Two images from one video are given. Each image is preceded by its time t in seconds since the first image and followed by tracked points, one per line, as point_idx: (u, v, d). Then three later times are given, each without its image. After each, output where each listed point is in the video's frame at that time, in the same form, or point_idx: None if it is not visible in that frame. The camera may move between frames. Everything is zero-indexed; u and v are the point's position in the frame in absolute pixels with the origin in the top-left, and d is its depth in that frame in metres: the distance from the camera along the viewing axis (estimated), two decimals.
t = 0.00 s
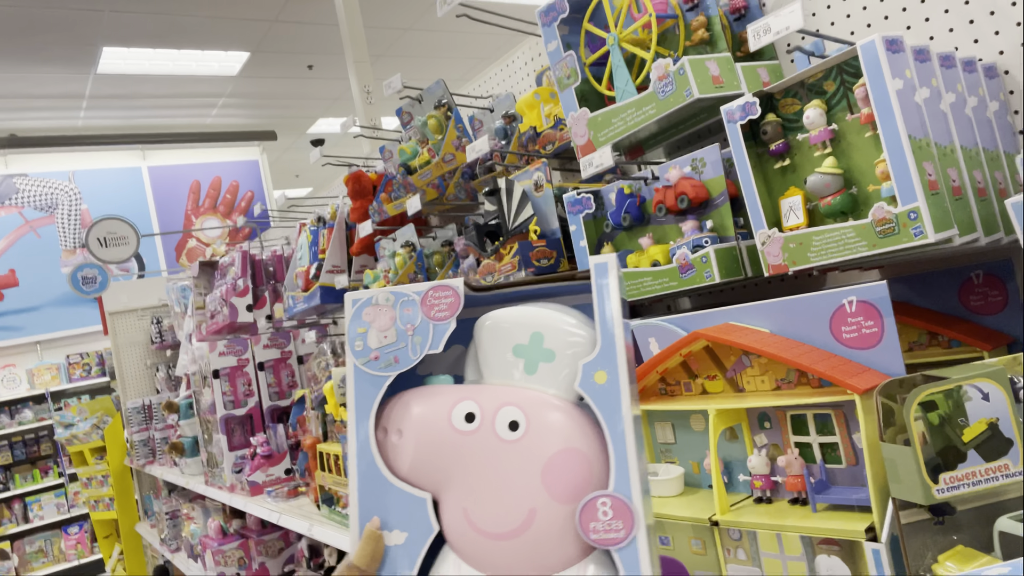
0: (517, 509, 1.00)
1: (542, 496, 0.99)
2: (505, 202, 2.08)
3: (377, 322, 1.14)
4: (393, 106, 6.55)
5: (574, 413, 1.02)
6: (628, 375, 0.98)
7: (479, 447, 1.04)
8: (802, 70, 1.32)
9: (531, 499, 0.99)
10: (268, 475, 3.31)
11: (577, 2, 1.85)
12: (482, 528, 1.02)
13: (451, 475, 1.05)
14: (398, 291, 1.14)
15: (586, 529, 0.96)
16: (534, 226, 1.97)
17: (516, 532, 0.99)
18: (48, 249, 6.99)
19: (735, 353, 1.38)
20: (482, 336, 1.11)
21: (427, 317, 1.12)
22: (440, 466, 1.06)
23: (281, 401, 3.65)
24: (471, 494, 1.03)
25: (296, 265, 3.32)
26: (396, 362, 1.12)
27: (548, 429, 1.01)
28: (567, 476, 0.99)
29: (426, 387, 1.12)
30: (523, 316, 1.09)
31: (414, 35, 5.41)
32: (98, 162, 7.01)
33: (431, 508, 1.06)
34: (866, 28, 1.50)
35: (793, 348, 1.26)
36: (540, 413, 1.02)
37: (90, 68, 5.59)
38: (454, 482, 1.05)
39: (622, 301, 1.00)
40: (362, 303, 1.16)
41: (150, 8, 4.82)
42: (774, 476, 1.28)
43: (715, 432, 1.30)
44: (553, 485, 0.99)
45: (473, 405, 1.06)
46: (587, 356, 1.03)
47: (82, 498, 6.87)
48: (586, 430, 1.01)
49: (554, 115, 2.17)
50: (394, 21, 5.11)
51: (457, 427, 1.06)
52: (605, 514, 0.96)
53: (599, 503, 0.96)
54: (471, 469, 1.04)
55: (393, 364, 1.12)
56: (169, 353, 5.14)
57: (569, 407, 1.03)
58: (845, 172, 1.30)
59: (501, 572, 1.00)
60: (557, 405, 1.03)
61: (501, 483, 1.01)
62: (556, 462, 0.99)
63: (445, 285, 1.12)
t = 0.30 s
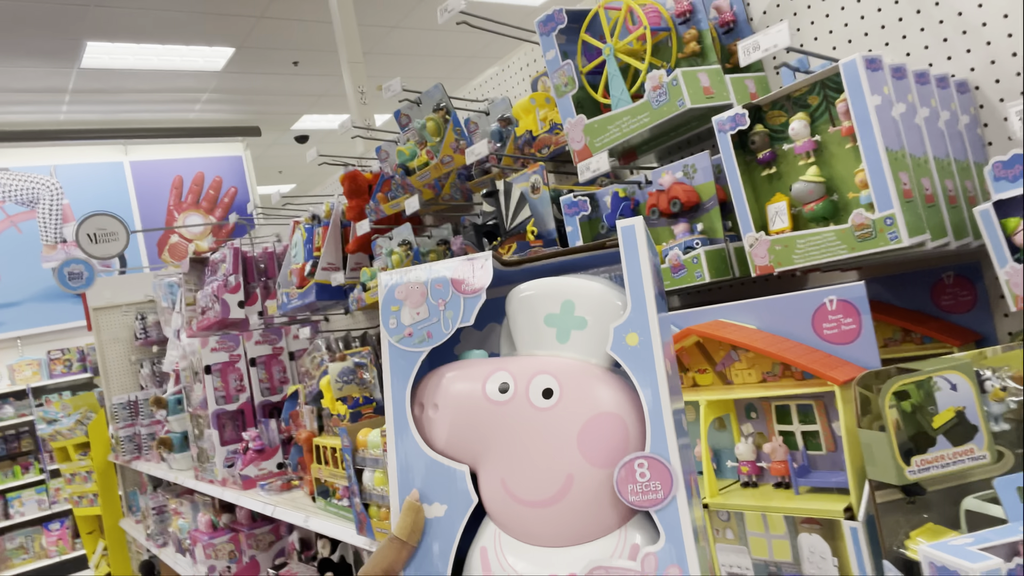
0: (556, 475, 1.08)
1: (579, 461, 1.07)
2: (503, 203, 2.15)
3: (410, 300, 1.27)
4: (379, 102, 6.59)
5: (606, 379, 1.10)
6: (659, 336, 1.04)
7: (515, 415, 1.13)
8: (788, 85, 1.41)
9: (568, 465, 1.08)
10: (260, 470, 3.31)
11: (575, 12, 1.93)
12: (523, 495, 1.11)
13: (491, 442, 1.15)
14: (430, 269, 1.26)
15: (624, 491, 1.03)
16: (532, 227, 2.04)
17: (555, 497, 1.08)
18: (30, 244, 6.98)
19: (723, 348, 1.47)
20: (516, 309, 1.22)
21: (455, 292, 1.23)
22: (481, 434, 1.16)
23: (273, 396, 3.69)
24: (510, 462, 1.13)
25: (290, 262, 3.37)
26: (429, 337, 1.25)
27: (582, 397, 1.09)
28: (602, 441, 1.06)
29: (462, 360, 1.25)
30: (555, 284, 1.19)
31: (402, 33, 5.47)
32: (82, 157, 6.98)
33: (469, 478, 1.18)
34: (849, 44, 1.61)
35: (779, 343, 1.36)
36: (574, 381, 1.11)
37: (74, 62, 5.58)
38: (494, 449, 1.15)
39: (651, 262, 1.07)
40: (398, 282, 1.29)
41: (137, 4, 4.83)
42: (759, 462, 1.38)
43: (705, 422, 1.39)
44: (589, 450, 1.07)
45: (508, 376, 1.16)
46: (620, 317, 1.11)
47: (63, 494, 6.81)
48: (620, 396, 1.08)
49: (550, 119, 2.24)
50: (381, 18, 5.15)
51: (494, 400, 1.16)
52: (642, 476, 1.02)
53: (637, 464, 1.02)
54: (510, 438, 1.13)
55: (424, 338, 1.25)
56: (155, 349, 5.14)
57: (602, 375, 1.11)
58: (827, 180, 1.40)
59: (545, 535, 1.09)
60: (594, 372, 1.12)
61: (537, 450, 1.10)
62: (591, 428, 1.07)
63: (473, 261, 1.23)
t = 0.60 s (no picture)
0: (557, 470, 1.12)
1: (580, 456, 1.10)
2: (508, 208, 2.19)
3: (409, 297, 1.30)
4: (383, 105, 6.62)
5: (606, 375, 1.14)
6: (658, 332, 1.08)
7: (515, 409, 1.17)
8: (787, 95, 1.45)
9: (569, 460, 1.11)
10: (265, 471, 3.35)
11: (579, 22, 1.96)
12: (525, 489, 1.14)
13: (492, 437, 1.19)
14: (428, 266, 1.29)
15: (626, 486, 1.07)
16: (536, 233, 2.08)
17: (556, 492, 1.11)
18: (35, 246, 6.98)
19: (724, 352, 1.51)
20: (516, 305, 1.25)
21: (455, 289, 1.26)
22: (482, 429, 1.19)
23: (278, 397, 3.73)
24: (511, 459, 1.16)
25: (295, 265, 3.40)
26: (429, 333, 1.28)
27: (582, 392, 1.13)
28: (602, 436, 1.10)
29: (461, 357, 1.28)
30: (553, 281, 1.22)
31: (406, 36, 5.50)
32: (87, 159, 7.01)
33: (469, 474, 1.21)
34: (848, 54, 1.64)
35: (777, 348, 1.39)
36: (574, 377, 1.14)
37: (80, 65, 5.62)
38: (495, 444, 1.18)
39: (650, 260, 1.11)
40: (397, 279, 1.32)
41: (144, 7, 4.87)
42: (758, 464, 1.41)
43: (705, 424, 1.43)
44: (590, 445, 1.10)
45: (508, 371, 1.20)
46: (620, 311, 1.15)
47: (67, 494, 6.82)
48: (620, 391, 1.12)
49: (554, 126, 2.29)
50: (385, 22, 5.19)
51: (495, 395, 1.19)
52: (643, 471, 1.06)
53: (638, 459, 1.06)
54: (511, 433, 1.17)
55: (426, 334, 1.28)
56: (160, 350, 5.18)
57: (602, 371, 1.15)
58: (825, 189, 1.43)
59: (546, 529, 1.13)
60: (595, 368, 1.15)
61: (538, 445, 1.14)
62: (592, 422, 1.11)
63: (471, 258, 1.26)
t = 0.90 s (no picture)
0: (544, 468, 1.13)
1: (567, 454, 1.12)
2: (507, 209, 2.20)
3: (397, 294, 1.31)
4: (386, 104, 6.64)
5: (592, 372, 1.15)
6: (646, 331, 1.09)
7: (503, 407, 1.18)
8: (783, 96, 1.46)
9: (557, 457, 1.12)
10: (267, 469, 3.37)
11: (578, 23, 1.97)
12: (513, 487, 1.16)
13: (480, 436, 1.20)
14: (417, 264, 1.30)
15: (613, 483, 1.08)
16: (535, 232, 2.09)
17: (544, 489, 1.13)
18: (40, 245, 7.04)
19: (721, 352, 1.52)
20: (503, 302, 1.27)
21: (444, 286, 1.27)
22: (471, 427, 1.21)
23: (280, 397, 3.74)
24: (498, 457, 1.18)
25: (298, 265, 3.42)
26: (418, 330, 1.29)
27: (569, 390, 1.14)
28: (589, 435, 1.11)
29: (448, 356, 1.29)
30: (540, 279, 1.23)
31: (409, 36, 5.52)
32: (90, 159, 7.03)
33: (456, 472, 1.22)
34: (845, 55, 1.65)
35: (773, 347, 1.40)
36: (562, 374, 1.16)
37: (84, 66, 5.65)
38: (483, 442, 1.20)
39: (638, 258, 1.12)
40: (385, 277, 1.33)
41: (148, 8, 4.90)
42: (755, 462, 1.42)
43: (702, 422, 1.44)
44: (577, 443, 1.12)
45: (496, 369, 1.21)
46: (608, 309, 1.16)
47: (72, 493, 6.84)
48: (607, 390, 1.14)
49: (554, 126, 2.31)
50: (387, 22, 5.20)
51: (483, 393, 1.20)
52: (630, 470, 1.07)
53: (625, 456, 1.07)
54: (499, 431, 1.18)
55: (414, 332, 1.29)
56: (164, 349, 5.21)
57: (589, 369, 1.16)
58: (821, 190, 1.44)
59: (534, 526, 1.14)
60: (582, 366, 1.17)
61: (525, 443, 1.15)
62: (578, 420, 1.12)
63: (460, 255, 1.27)
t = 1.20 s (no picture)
0: (531, 467, 1.13)
1: (554, 453, 1.12)
2: (507, 210, 2.20)
3: (385, 295, 1.32)
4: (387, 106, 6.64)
5: (579, 372, 1.15)
6: (633, 332, 1.10)
7: (490, 407, 1.18)
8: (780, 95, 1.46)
9: (543, 457, 1.12)
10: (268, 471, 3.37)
11: (576, 23, 1.97)
12: (499, 486, 1.15)
13: (466, 435, 1.20)
14: (404, 264, 1.31)
15: (599, 482, 1.08)
16: (534, 233, 2.09)
17: (530, 489, 1.13)
18: (42, 248, 7.05)
19: (720, 352, 1.52)
20: (489, 302, 1.26)
21: (430, 286, 1.27)
22: (458, 427, 1.20)
23: (282, 398, 3.75)
24: (485, 457, 1.18)
25: (299, 267, 3.42)
26: (404, 330, 1.29)
27: (555, 390, 1.14)
28: (575, 434, 1.12)
29: (435, 356, 1.29)
30: (525, 280, 1.22)
31: (409, 38, 5.53)
32: (92, 162, 7.04)
33: (442, 471, 1.22)
34: (843, 54, 1.65)
35: (772, 347, 1.40)
36: (548, 374, 1.16)
37: (86, 69, 5.67)
38: (470, 441, 1.19)
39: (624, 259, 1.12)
40: (374, 277, 1.33)
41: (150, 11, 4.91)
42: (754, 462, 1.43)
43: (701, 423, 1.44)
44: (563, 442, 1.12)
45: (483, 369, 1.21)
46: (594, 309, 1.16)
47: (75, 496, 6.84)
48: (593, 389, 1.14)
49: (553, 127, 2.31)
50: (388, 24, 5.21)
51: (469, 393, 1.20)
52: (616, 469, 1.07)
53: (611, 455, 1.07)
54: (485, 431, 1.18)
55: (400, 332, 1.30)
56: (166, 351, 5.22)
57: (575, 369, 1.16)
58: (819, 189, 1.44)
59: (520, 525, 1.14)
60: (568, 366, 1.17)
61: (511, 443, 1.15)
62: (564, 420, 1.12)
63: (447, 256, 1.27)
